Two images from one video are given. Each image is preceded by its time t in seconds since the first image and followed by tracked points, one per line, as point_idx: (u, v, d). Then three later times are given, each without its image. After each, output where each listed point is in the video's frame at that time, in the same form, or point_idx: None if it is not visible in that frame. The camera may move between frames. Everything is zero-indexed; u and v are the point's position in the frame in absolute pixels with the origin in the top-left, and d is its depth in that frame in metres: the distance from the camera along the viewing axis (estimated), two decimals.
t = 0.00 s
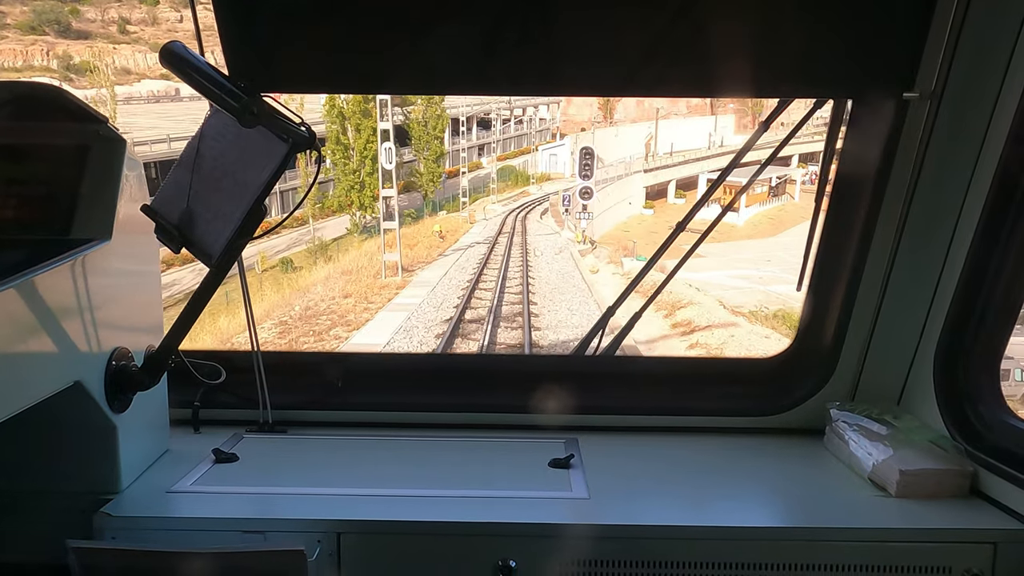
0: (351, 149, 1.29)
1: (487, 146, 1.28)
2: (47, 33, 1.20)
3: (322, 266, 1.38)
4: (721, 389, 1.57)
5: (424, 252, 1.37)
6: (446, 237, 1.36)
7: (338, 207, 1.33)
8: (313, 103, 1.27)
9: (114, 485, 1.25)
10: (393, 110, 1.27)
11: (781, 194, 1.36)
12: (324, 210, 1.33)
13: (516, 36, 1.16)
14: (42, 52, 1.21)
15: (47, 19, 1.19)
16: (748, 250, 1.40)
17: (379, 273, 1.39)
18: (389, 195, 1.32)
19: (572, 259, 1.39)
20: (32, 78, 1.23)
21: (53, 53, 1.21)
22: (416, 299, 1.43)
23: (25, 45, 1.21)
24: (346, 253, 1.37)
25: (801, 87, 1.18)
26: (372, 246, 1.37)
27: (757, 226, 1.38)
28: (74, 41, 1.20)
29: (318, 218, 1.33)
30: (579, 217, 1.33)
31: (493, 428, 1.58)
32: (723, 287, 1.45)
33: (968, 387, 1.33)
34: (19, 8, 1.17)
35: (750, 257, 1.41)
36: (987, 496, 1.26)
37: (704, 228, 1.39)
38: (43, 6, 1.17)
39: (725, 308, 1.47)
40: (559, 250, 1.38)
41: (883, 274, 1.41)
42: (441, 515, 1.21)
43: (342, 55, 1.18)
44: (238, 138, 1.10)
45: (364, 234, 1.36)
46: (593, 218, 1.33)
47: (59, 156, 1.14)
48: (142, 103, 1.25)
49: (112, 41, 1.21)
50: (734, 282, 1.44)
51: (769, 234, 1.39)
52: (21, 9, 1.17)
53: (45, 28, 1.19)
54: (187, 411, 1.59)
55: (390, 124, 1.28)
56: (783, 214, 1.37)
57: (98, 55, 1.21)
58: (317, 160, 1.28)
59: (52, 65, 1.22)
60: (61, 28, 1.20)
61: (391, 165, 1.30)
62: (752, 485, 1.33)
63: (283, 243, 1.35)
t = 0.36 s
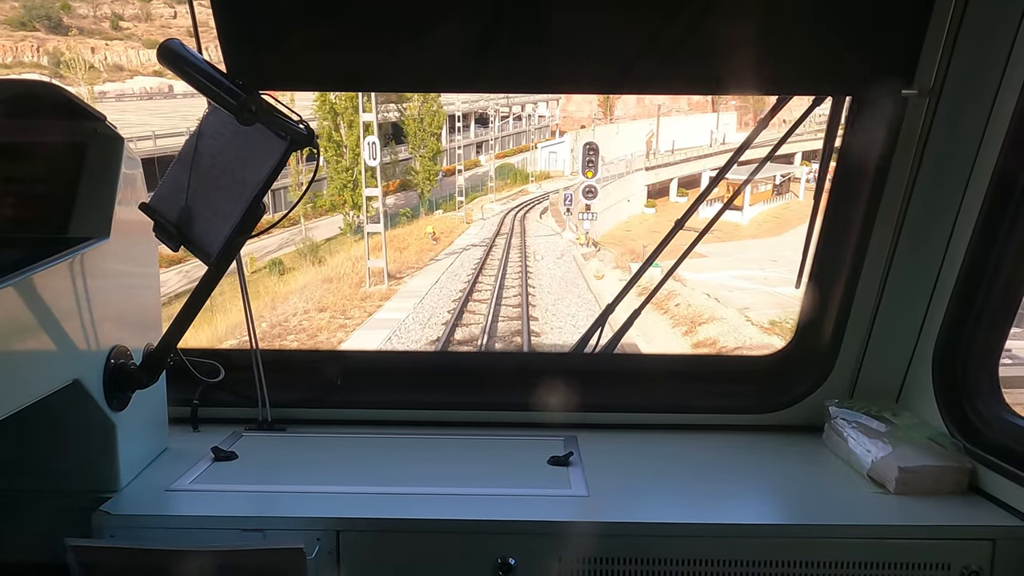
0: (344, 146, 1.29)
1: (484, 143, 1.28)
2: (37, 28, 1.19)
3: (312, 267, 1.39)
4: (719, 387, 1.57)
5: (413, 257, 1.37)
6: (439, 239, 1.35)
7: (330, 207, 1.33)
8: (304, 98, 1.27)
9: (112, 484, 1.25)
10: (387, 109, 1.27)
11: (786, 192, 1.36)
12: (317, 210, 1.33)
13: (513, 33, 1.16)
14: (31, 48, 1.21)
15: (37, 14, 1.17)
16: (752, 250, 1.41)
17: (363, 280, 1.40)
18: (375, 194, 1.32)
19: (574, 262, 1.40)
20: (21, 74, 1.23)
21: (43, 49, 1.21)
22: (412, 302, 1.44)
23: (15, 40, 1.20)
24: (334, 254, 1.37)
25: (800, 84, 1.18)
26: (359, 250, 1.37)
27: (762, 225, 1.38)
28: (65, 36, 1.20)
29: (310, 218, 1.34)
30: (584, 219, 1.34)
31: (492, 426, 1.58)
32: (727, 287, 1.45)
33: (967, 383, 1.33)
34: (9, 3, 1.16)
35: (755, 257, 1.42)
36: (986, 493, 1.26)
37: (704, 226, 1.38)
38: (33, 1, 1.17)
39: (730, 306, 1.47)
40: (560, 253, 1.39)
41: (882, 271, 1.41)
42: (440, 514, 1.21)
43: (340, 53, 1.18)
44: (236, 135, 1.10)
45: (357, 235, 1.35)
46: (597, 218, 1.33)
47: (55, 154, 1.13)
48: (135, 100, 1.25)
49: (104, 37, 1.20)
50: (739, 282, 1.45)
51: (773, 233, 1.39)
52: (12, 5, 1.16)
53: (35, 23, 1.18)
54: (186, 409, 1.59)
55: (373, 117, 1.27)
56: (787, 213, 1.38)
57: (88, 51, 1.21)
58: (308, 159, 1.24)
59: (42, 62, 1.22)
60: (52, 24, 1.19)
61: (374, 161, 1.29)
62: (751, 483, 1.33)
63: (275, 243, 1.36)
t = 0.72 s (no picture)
0: (337, 144, 1.29)
1: (483, 142, 1.28)
2: (28, 25, 1.18)
3: (299, 271, 1.40)
4: (718, 385, 1.58)
5: (401, 262, 1.38)
6: (432, 242, 1.36)
7: (323, 207, 1.33)
8: (293, 92, 1.25)
9: (110, 482, 1.25)
10: (380, 105, 1.26)
11: (790, 190, 1.36)
12: (311, 210, 1.33)
13: (510, 30, 1.15)
14: (22, 44, 1.20)
15: (28, 10, 1.17)
16: (758, 252, 1.41)
17: (344, 290, 1.43)
18: (358, 195, 1.32)
19: (578, 268, 1.41)
20: (11, 70, 1.22)
21: (33, 45, 1.20)
22: (411, 300, 1.44)
23: (6, 37, 1.19)
24: (323, 257, 1.39)
25: (798, 82, 1.18)
26: (340, 257, 1.39)
27: (766, 225, 1.38)
28: (57, 34, 1.19)
29: (302, 218, 1.33)
30: (588, 221, 1.35)
31: (491, 424, 1.58)
32: (731, 289, 1.46)
33: (965, 381, 1.33)
34: None
35: (762, 259, 1.42)
36: (984, 491, 1.26)
37: (703, 224, 1.38)
38: None
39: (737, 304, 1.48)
40: (561, 257, 1.40)
41: (881, 269, 1.41)
42: (439, 512, 1.21)
43: (338, 49, 1.18)
44: (235, 133, 1.09)
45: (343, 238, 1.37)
46: (601, 219, 1.34)
47: (54, 151, 1.13)
48: (128, 97, 1.25)
49: (97, 34, 1.20)
50: (745, 285, 1.46)
51: (779, 233, 1.40)
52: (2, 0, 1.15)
53: (26, 20, 1.17)
54: (185, 407, 1.59)
55: (353, 108, 1.25)
56: (792, 212, 1.38)
57: (80, 48, 1.20)
58: (300, 158, 1.24)
59: (32, 58, 1.21)
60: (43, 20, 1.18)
61: (356, 158, 1.29)
62: (750, 481, 1.33)
63: (266, 243, 1.36)
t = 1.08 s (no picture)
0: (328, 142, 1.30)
1: (481, 139, 1.28)
2: (19, 21, 1.17)
3: (275, 279, 1.41)
4: (717, 383, 1.58)
5: (388, 269, 1.38)
6: (425, 245, 1.36)
7: (314, 207, 1.34)
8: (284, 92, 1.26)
9: (110, 479, 1.25)
10: (376, 103, 1.26)
11: (795, 190, 1.36)
12: (301, 210, 1.33)
13: (510, 28, 1.16)
14: (11, 41, 1.19)
15: (20, 6, 1.16)
16: (763, 252, 1.42)
17: (320, 304, 1.45)
18: (330, 197, 1.32)
19: (582, 273, 1.42)
20: None
21: (24, 42, 1.19)
22: (411, 300, 1.44)
23: None
24: (311, 259, 1.39)
25: (798, 80, 1.18)
26: (314, 272, 1.40)
27: (771, 225, 1.38)
28: (47, 29, 1.19)
29: (294, 219, 1.34)
30: (592, 222, 1.35)
31: (490, 422, 1.58)
32: (738, 290, 1.46)
33: (964, 379, 1.33)
34: None
35: (767, 260, 1.43)
36: (983, 489, 1.26)
37: (702, 223, 1.38)
38: None
39: (744, 305, 1.48)
40: (563, 257, 1.40)
41: (880, 266, 1.41)
42: (440, 509, 1.21)
43: (338, 47, 1.18)
44: (235, 131, 1.09)
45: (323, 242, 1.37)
46: (607, 221, 1.35)
47: (55, 149, 1.13)
48: (120, 94, 1.25)
49: (89, 31, 1.20)
50: (753, 287, 1.46)
51: (784, 233, 1.40)
52: None
53: (17, 16, 1.17)
54: (185, 405, 1.59)
55: (327, 98, 1.26)
56: (798, 212, 1.38)
57: (72, 45, 1.20)
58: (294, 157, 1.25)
59: (22, 55, 1.20)
60: (35, 16, 1.18)
61: (330, 154, 1.30)
62: (749, 479, 1.33)
63: (258, 244, 1.36)
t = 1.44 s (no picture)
0: (321, 140, 1.30)
1: (479, 138, 1.27)
2: (10, 18, 1.17)
3: (257, 286, 1.43)
4: (715, 382, 1.58)
5: (368, 280, 1.41)
6: (415, 250, 1.37)
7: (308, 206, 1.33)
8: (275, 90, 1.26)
9: (108, 479, 1.25)
10: (370, 101, 1.26)
11: (799, 189, 1.37)
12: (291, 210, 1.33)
13: (508, 26, 1.16)
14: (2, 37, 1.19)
15: (10, 3, 1.16)
16: (772, 253, 1.43)
17: (289, 323, 1.50)
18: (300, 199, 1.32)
19: (585, 277, 1.43)
20: None
21: (15, 38, 1.19)
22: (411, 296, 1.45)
23: None
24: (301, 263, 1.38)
25: (796, 79, 1.18)
26: (280, 287, 1.43)
27: (776, 225, 1.39)
28: (37, 24, 1.18)
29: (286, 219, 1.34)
30: (596, 222, 1.35)
31: (489, 420, 1.58)
32: (744, 292, 1.47)
33: (962, 378, 1.33)
34: None
35: (774, 261, 1.44)
36: (981, 488, 1.27)
37: (700, 221, 1.38)
38: None
39: (751, 309, 1.50)
40: (564, 255, 1.40)
41: (879, 264, 1.41)
42: (439, 508, 1.21)
43: (335, 44, 1.18)
44: (234, 129, 1.09)
45: (331, 236, 1.36)
46: (614, 223, 1.35)
47: (53, 147, 1.13)
48: (111, 91, 1.25)
49: (80, 27, 1.20)
50: (758, 289, 1.47)
51: (789, 233, 1.41)
52: None
53: (6, 12, 1.16)
54: (184, 403, 1.59)
55: (304, 88, 1.24)
56: (803, 212, 1.39)
57: (64, 41, 1.21)
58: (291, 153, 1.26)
59: (13, 52, 1.21)
60: (25, 12, 1.17)
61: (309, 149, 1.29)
62: (748, 477, 1.33)
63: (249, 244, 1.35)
